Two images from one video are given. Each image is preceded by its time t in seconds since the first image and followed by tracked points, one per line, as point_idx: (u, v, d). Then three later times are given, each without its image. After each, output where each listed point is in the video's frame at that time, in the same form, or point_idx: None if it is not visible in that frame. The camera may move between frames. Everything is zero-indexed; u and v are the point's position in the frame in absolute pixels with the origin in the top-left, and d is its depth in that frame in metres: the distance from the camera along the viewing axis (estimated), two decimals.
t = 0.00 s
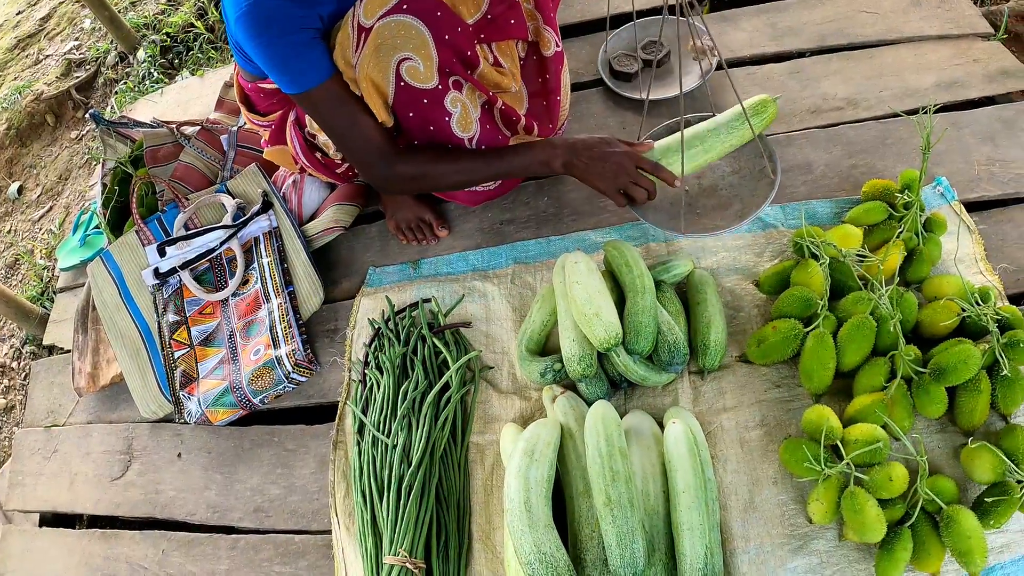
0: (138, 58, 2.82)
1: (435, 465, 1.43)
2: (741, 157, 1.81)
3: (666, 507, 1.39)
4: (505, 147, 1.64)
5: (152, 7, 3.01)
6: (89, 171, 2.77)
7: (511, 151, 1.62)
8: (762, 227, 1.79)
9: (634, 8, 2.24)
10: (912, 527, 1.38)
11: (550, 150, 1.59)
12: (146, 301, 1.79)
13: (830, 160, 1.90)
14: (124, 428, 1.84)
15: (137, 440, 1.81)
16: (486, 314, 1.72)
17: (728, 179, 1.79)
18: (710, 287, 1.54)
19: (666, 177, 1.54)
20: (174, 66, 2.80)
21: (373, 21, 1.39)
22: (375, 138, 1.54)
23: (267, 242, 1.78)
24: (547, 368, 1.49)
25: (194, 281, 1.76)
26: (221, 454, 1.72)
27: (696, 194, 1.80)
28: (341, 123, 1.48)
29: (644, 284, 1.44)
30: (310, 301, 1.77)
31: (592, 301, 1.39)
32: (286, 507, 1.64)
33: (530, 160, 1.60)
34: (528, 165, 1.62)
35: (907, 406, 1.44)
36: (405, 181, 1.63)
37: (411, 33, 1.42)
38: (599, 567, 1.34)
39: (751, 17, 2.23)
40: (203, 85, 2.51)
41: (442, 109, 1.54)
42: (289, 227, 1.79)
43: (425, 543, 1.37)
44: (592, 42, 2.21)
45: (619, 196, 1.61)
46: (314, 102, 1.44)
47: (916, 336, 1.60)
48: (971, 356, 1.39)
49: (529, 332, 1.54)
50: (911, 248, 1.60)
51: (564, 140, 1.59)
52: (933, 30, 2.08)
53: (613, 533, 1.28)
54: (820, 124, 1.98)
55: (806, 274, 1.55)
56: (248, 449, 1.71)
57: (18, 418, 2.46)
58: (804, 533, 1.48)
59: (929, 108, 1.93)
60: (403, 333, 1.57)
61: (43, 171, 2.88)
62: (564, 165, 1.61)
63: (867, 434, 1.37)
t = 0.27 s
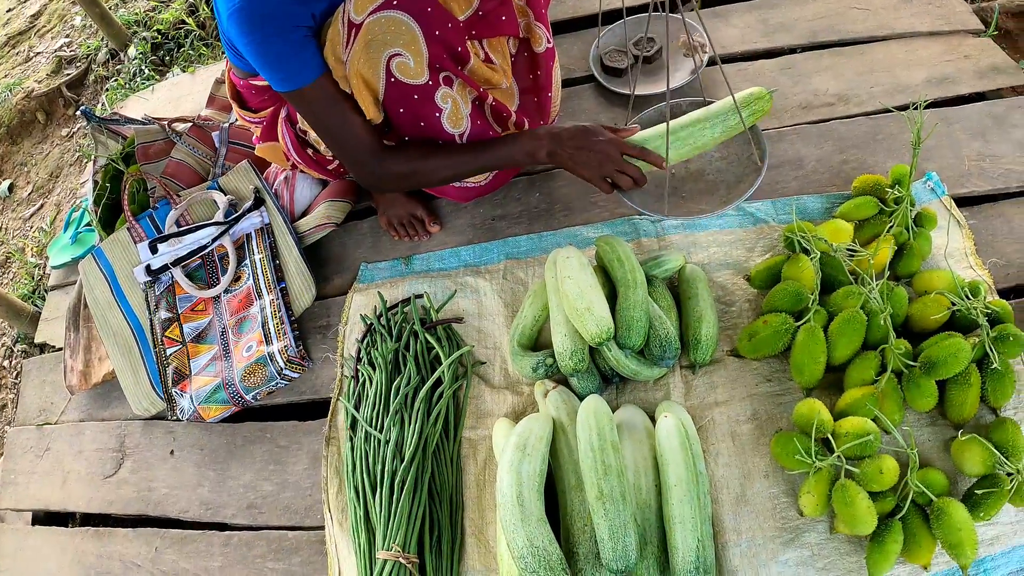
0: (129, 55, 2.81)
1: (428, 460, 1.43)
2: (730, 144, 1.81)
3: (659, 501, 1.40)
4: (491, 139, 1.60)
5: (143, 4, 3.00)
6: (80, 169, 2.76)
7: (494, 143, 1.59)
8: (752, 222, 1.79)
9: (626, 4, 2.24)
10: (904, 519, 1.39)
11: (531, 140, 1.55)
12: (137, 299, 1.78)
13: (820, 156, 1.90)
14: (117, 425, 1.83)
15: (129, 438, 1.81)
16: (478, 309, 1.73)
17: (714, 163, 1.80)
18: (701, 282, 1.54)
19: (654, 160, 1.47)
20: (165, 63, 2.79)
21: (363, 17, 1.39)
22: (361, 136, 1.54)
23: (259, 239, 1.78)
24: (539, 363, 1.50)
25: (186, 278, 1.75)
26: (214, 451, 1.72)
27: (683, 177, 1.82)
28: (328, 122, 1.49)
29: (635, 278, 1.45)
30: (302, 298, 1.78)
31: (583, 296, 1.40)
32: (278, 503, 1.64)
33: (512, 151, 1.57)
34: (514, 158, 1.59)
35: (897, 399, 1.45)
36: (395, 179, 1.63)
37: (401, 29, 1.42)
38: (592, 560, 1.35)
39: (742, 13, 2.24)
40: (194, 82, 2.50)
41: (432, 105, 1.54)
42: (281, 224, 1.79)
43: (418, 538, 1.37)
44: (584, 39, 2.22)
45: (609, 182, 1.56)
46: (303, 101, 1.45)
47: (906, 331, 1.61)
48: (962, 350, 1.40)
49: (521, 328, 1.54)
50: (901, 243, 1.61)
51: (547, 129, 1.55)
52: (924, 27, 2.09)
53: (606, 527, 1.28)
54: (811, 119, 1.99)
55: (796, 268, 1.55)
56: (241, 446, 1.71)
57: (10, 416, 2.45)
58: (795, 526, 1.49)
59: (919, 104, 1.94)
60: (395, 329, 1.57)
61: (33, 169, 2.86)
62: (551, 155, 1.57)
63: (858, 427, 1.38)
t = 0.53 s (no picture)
0: (119, 53, 2.81)
1: (421, 450, 1.45)
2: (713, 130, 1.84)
3: (651, 488, 1.41)
4: (466, 129, 1.60)
5: (132, 2, 2.99)
6: (70, 167, 2.76)
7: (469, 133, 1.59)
8: (740, 213, 1.81)
9: None
10: (893, 504, 1.41)
11: (505, 129, 1.55)
12: (130, 295, 1.78)
13: (808, 147, 1.93)
14: (111, 422, 1.84)
15: (124, 434, 1.81)
16: (469, 301, 1.74)
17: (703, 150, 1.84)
18: (690, 272, 1.56)
19: (630, 137, 1.48)
20: (155, 60, 2.79)
21: (352, 13, 1.40)
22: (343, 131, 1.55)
23: (251, 234, 1.79)
24: (530, 354, 1.51)
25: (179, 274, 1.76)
26: (208, 445, 1.73)
27: (662, 160, 1.85)
28: (311, 119, 1.50)
29: (625, 269, 1.46)
30: (295, 291, 1.79)
31: (574, 286, 1.41)
32: (273, 496, 1.66)
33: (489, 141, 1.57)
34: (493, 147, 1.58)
35: (885, 386, 1.47)
36: (380, 175, 1.64)
37: (388, 24, 1.44)
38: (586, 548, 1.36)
39: (729, 7, 2.26)
40: (184, 79, 2.50)
41: (420, 99, 1.56)
42: (273, 218, 1.80)
43: (413, 527, 1.38)
44: (573, 33, 2.23)
45: (588, 164, 1.56)
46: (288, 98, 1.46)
47: (893, 319, 1.63)
48: (947, 336, 1.42)
49: (513, 319, 1.56)
50: (887, 232, 1.63)
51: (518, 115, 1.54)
52: (909, 20, 2.11)
53: (599, 513, 1.30)
54: (798, 112, 2.01)
55: (784, 257, 1.57)
56: (235, 440, 1.72)
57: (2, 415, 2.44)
58: (786, 512, 1.51)
59: (904, 96, 1.97)
60: (387, 322, 1.58)
61: (24, 168, 2.86)
62: (528, 141, 1.56)
63: (846, 414, 1.39)
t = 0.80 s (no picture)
0: (105, 39, 2.79)
1: (411, 427, 1.43)
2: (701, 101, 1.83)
3: (642, 460, 1.40)
4: (449, 102, 1.59)
5: None
6: (56, 154, 2.74)
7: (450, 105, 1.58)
8: (729, 184, 1.80)
9: None
10: (888, 475, 1.40)
11: (485, 99, 1.53)
12: (117, 278, 1.77)
13: (798, 119, 1.91)
14: (99, 406, 1.83)
15: (113, 418, 1.80)
16: (458, 277, 1.73)
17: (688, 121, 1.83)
18: (681, 244, 1.55)
19: (614, 104, 1.48)
20: (140, 45, 2.77)
21: None
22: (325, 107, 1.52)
23: (238, 215, 1.77)
24: (520, 328, 1.50)
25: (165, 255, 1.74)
26: (197, 428, 1.72)
27: (648, 131, 1.85)
28: (294, 95, 1.48)
29: (614, 240, 1.45)
30: (282, 271, 1.77)
31: (563, 258, 1.40)
32: (264, 477, 1.65)
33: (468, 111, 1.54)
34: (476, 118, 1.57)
35: (879, 355, 1.47)
36: (363, 151, 1.62)
37: None
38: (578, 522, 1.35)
39: None
40: (169, 63, 2.48)
41: (405, 73, 1.56)
42: (259, 198, 1.78)
43: (403, 504, 1.37)
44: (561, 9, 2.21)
45: (571, 133, 1.55)
46: (273, 74, 1.44)
47: (885, 289, 1.62)
48: (941, 304, 1.41)
49: (502, 293, 1.54)
50: (878, 202, 1.62)
51: (500, 85, 1.54)
52: None
53: (590, 486, 1.29)
54: (788, 84, 1.99)
55: (774, 228, 1.55)
56: (224, 422, 1.71)
57: None
58: (779, 484, 1.50)
59: (895, 67, 1.95)
60: (375, 299, 1.57)
61: (10, 156, 2.84)
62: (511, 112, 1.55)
63: (840, 383, 1.39)
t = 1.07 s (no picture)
0: (95, 33, 2.77)
1: (408, 417, 1.43)
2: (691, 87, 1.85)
3: (640, 448, 1.40)
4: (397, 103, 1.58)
5: None
6: (48, 150, 2.72)
7: (398, 107, 1.56)
8: (724, 170, 1.80)
9: None
10: (885, 460, 1.40)
11: (427, 97, 1.51)
12: (111, 273, 1.76)
13: (792, 105, 1.91)
14: (96, 402, 1.82)
15: (110, 414, 1.80)
16: (453, 267, 1.72)
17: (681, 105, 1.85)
18: (676, 231, 1.55)
19: (556, 93, 1.45)
20: (131, 39, 2.76)
21: None
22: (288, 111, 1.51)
23: (231, 207, 1.77)
24: (516, 317, 1.50)
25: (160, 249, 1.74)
26: (194, 422, 1.72)
27: (640, 117, 1.86)
28: (263, 98, 1.47)
29: (608, 227, 1.45)
30: (276, 263, 1.78)
31: (558, 246, 1.39)
32: (262, 470, 1.65)
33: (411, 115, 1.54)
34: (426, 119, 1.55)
35: (875, 340, 1.46)
36: (325, 157, 1.61)
37: None
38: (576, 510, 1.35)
39: None
40: (160, 56, 2.47)
41: (400, 67, 1.54)
42: (252, 190, 1.78)
43: (402, 495, 1.37)
44: None
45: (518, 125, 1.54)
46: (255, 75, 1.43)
47: (881, 274, 1.62)
48: (936, 290, 1.41)
49: (498, 282, 1.54)
50: (873, 188, 1.62)
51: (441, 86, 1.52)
52: None
53: (588, 474, 1.29)
54: (782, 70, 1.99)
55: (770, 214, 1.56)
56: (221, 415, 1.71)
57: None
58: (776, 470, 1.51)
59: (889, 52, 1.95)
60: (370, 289, 1.56)
61: (3, 152, 2.82)
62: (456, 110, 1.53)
63: (836, 368, 1.38)
